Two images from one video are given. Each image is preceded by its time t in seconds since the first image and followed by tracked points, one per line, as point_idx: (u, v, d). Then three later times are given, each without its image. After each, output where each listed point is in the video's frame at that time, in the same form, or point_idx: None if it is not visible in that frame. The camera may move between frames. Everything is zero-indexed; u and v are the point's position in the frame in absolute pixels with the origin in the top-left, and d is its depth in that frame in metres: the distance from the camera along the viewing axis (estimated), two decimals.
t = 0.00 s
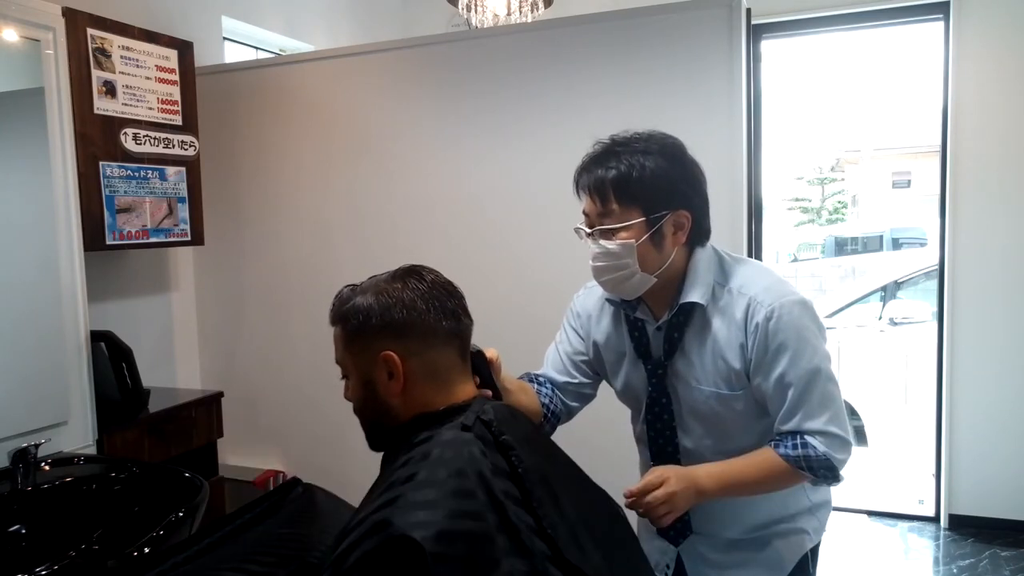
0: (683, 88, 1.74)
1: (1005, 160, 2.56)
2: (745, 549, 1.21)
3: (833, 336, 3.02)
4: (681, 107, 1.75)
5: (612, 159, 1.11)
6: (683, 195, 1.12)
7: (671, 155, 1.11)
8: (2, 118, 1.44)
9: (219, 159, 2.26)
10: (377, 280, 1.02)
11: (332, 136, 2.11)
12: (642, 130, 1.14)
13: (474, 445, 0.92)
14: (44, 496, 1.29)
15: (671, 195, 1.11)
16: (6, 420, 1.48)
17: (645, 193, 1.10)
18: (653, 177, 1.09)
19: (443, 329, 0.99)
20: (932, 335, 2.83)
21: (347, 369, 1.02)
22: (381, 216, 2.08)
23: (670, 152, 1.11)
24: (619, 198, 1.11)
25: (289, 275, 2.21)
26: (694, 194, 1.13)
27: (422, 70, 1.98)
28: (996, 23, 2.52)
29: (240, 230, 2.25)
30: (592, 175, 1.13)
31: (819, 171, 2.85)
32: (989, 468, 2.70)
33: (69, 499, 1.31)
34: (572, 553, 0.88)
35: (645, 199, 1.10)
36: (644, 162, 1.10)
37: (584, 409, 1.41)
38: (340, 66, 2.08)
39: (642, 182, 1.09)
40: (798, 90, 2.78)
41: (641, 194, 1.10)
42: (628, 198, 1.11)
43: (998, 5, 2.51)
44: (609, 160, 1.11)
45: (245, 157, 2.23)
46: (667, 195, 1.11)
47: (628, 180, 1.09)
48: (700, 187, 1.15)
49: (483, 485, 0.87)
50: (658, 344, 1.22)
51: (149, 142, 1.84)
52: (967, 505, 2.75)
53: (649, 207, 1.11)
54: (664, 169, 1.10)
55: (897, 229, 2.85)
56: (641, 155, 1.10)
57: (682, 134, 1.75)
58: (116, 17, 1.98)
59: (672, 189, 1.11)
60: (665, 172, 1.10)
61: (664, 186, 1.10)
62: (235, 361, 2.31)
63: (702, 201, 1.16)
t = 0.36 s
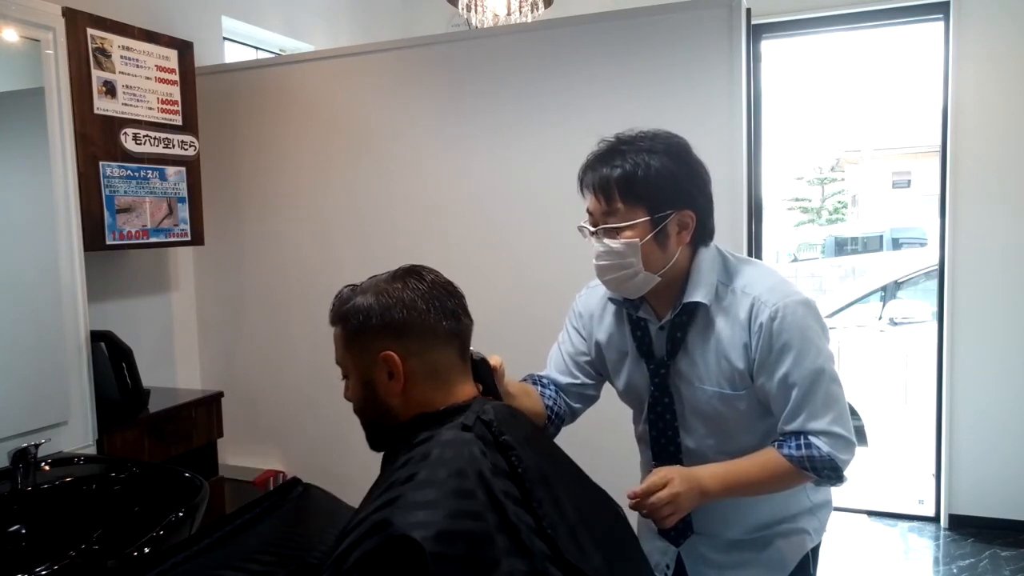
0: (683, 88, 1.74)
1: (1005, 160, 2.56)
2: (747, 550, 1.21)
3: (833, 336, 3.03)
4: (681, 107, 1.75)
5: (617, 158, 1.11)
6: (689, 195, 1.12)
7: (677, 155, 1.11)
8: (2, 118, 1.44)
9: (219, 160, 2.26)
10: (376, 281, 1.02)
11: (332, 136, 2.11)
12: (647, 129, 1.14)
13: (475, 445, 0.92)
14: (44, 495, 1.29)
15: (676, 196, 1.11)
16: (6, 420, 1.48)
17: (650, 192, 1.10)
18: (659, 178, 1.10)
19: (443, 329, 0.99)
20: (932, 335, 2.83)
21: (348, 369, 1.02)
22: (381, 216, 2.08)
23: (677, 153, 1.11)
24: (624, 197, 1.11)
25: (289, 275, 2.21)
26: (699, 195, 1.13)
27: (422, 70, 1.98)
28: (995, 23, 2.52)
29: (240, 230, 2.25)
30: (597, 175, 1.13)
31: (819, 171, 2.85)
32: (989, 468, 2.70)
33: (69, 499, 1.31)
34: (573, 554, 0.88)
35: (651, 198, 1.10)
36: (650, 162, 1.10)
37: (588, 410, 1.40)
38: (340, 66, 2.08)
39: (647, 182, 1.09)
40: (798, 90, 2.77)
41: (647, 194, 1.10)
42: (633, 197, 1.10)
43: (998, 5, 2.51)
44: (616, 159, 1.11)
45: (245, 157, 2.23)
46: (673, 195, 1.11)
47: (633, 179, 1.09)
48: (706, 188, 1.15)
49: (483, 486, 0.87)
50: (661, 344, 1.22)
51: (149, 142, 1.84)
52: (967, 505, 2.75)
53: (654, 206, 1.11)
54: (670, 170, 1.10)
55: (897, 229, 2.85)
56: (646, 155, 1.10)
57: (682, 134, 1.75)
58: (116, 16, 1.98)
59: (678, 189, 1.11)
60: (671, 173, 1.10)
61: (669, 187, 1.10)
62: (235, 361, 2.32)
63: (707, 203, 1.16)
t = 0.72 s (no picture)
0: (683, 88, 1.74)
1: (1005, 160, 2.55)
2: (746, 551, 1.21)
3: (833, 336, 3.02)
4: (681, 107, 1.75)
5: (631, 160, 1.09)
6: (700, 201, 1.11)
7: (692, 160, 1.10)
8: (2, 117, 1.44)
9: (219, 159, 2.26)
10: (376, 281, 1.02)
11: (332, 136, 2.11)
12: (662, 130, 1.12)
13: (474, 445, 0.92)
14: (44, 495, 1.29)
15: (688, 203, 1.11)
16: (6, 419, 1.48)
17: (662, 199, 1.09)
18: (672, 184, 1.08)
19: (442, 329, 0.99)
20: (932, 335, 2.83)
21: (347, 370, 1.02)
22: (381, 216, 2.08)
23: (691, 158, 1.09)
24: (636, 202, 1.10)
25: (289, 275, 2.21)
26: (711, 201, 1.13)
27: (421, 70, 1.98)
28: (996, 23, 2.52)
29: (239, 230, 2.25)
30: (609, 176, 1.11)
31: (819, 171, 2.85)
32: (989, 468, 2.70)
33: (69, 499, 1.31)
34: (573, 555, 0.88)
35: (662, 204, 1.10)
36: (664, 166, 1.08)
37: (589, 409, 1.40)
38: (340, 66, 2.08)
39: (662, 189, 1.08)
40: (797, 89, 2.77)
41: (659, 200, 1.09)
42: (645, 202, 1.10)
43: (998, 5, 2.51)
44: (629, 162, 1.09)
45: (244, 158, 2.23)
46: (684, 202, 1.10)
47: (645, 185, 1.08)
48: (718, 192, 1.14)
49: (482, 487, 0.87)
50: (663, 345, 1.22)
51: (149, 142, 1.84)
52: (967, 505, 2.75)
53: (666, 213, 1.10)
54: (684, 176, 1.09)
55: (898, 229, 2.85)
56: (662, 159, 1.08)
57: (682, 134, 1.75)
58: (116, 17, 1.98)
59: (690, 195, 1.10)
60: (684, 179, 1.09)
61: (682, 192, 1.09)
62: (235, 362, 2.32)
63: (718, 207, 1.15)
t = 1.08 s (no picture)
0: (683, 88, 1.74)
1: (1005, 160, 2.55)
2: (747, 555, 1.21)
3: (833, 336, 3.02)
4: (681, 106, 1.75)
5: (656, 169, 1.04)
6: (720, 223, 1.08)
7: (719, 179, 1.06)
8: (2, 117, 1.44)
9: (219, 159, 2.26)
10: (375, 281, 1.02)
11: (332, 136, 2.11)
12: (690, 142, 1.07)
13: (473, 445, 0.92)
14: (44, 495, 1.29)
15: (710, 223, 1.07)
16: (5, 419, 1.48)
17: (684, 217, 1.06)
18: (696, 203, 1.05)
19: (441, 328, 0.99)
20: (932, 335, 2.84)
21: (346, 370, 1.02)
22: (381, 216, 2.08)
23: (717, 176, 1.06)
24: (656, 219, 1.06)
25: (289, 275, 2.21)
26: (733, 221, 1.09)
27: (421, 69, 1.98)
28: (996, 23, 2.52)
29: (239, 230, 2.25)
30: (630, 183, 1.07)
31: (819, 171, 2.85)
32: (989, 469, 2.70)
33: (69, 499, 1.31)
34: (572, 555, 0.88)
35: (683, 223, 1.06)
36: (690, 183, 1.04)
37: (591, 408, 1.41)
38: (340, 66, 2.08)
39: (683, 207, 1.05)
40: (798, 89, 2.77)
41: (681, 218, 1.06)
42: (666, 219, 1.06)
43: (998, 5, 2.51)
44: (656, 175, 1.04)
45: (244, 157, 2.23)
46: (706, 222, 1.07)
47: (668, 201, 1.05)
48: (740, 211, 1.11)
49: (482, 487, 0.87)
50: (671, 351, 1.22)
51: (149, 142, 1.84)
52: (967, 506, 2.75)
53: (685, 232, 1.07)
54: (708, 194, 1.05)
55: (898, 229, 2.85)
56: (689, 174, 1.04)
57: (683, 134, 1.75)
58: (116, 16, 1.98)
59: (711, 215, 1.07)
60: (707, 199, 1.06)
61: (704, 212, 1.06)
62: (235, 362, 2.32)
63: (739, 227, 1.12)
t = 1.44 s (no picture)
0: (683, 88, 1.74)
1: (1005, 160, 2.56)
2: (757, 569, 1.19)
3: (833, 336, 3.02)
4: (681, 106, 1.75)
5: (705, 198, 0.94)
6: (767, 263, 0.98)
7: (772, 215, 0.96)
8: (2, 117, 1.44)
9: (219, 159, 2.26)
10: (375, 281, 1.02)
11: (332, 136, 2.11)
12: (744, 174, 0.96)
13: (473, 445, 0.92)
14: (44, 495, 1.29)
15: (756, 261, 0.97)
16: (5, 420, 1.48)
17: (727, 253, 0.95)
18: (743, 240, 0.95)
19: (442, 328, 0.99)
20: (932, 335, 2.83)
21: (347, 370, 1.02)
22: (381, 215, 2.08)
23: (769, 211, 0.96)
24: (694, 254, 0.96)
25: (289, 274, 2.21)
26: (778, 263, 0.99)
27: (421, 69, 1.98)
28: (996, 23, 2.52)
29: (239, 230, 2.25)
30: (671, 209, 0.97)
31: (819, 171, 2.83)
32: (988, 469, 2.70)
33: (69, 498, 1.31)
34: (571, 556, 0.89)
35: (725, 261, 0.96)
36: (738, 217, 0.94)
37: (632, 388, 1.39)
38: (339, 66, 2.08)
39: (721, 250, 0.95)
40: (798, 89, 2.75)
41: (723, 254, 0.95)
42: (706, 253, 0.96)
43: (998, 5, 2.51)
44: (703, 206, 0.94)
45: (244, 157, 2.23)
46: (751, 260, 0.97)
47: (711, 237, 0.95)
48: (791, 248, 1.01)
49: (482, 487, 0.87)
50: (694, 367, 1.15)
51: (149, 142, 1.84)
52: (967, 505, 2.75)
53: (727, 269, 0.97)
54: (757, 230, 0.95)
55: (898, 229, 2.85)
56: (737, 205, 0.94)
57: (682, 133, 1.75)
58: (116, 17, 1.98)
59: (756, 256, 0.97)
60: (756, 238, 0.95)
61: (751, 250, 0.96)
62: (236, 362, 2.32)
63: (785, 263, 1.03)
